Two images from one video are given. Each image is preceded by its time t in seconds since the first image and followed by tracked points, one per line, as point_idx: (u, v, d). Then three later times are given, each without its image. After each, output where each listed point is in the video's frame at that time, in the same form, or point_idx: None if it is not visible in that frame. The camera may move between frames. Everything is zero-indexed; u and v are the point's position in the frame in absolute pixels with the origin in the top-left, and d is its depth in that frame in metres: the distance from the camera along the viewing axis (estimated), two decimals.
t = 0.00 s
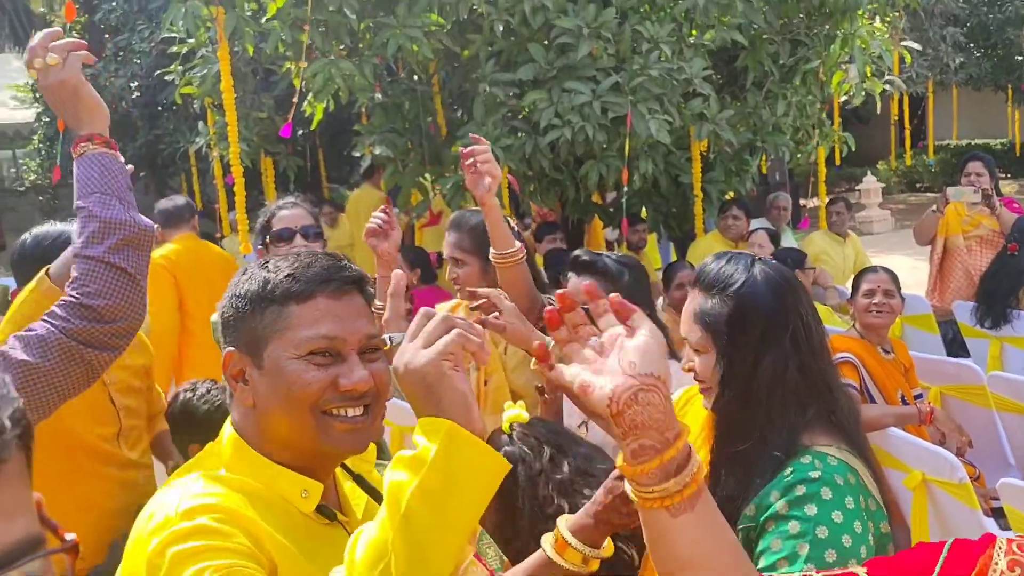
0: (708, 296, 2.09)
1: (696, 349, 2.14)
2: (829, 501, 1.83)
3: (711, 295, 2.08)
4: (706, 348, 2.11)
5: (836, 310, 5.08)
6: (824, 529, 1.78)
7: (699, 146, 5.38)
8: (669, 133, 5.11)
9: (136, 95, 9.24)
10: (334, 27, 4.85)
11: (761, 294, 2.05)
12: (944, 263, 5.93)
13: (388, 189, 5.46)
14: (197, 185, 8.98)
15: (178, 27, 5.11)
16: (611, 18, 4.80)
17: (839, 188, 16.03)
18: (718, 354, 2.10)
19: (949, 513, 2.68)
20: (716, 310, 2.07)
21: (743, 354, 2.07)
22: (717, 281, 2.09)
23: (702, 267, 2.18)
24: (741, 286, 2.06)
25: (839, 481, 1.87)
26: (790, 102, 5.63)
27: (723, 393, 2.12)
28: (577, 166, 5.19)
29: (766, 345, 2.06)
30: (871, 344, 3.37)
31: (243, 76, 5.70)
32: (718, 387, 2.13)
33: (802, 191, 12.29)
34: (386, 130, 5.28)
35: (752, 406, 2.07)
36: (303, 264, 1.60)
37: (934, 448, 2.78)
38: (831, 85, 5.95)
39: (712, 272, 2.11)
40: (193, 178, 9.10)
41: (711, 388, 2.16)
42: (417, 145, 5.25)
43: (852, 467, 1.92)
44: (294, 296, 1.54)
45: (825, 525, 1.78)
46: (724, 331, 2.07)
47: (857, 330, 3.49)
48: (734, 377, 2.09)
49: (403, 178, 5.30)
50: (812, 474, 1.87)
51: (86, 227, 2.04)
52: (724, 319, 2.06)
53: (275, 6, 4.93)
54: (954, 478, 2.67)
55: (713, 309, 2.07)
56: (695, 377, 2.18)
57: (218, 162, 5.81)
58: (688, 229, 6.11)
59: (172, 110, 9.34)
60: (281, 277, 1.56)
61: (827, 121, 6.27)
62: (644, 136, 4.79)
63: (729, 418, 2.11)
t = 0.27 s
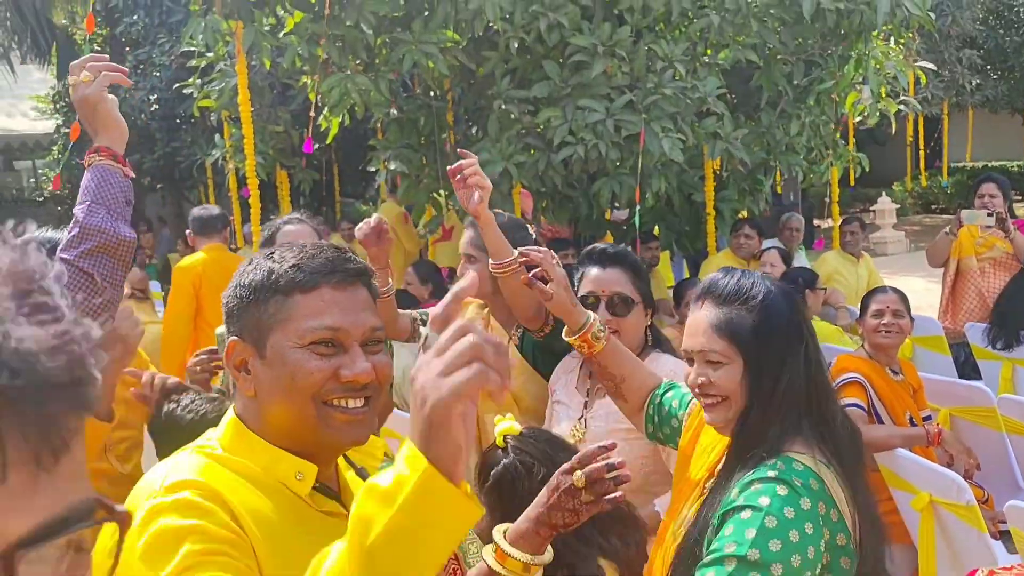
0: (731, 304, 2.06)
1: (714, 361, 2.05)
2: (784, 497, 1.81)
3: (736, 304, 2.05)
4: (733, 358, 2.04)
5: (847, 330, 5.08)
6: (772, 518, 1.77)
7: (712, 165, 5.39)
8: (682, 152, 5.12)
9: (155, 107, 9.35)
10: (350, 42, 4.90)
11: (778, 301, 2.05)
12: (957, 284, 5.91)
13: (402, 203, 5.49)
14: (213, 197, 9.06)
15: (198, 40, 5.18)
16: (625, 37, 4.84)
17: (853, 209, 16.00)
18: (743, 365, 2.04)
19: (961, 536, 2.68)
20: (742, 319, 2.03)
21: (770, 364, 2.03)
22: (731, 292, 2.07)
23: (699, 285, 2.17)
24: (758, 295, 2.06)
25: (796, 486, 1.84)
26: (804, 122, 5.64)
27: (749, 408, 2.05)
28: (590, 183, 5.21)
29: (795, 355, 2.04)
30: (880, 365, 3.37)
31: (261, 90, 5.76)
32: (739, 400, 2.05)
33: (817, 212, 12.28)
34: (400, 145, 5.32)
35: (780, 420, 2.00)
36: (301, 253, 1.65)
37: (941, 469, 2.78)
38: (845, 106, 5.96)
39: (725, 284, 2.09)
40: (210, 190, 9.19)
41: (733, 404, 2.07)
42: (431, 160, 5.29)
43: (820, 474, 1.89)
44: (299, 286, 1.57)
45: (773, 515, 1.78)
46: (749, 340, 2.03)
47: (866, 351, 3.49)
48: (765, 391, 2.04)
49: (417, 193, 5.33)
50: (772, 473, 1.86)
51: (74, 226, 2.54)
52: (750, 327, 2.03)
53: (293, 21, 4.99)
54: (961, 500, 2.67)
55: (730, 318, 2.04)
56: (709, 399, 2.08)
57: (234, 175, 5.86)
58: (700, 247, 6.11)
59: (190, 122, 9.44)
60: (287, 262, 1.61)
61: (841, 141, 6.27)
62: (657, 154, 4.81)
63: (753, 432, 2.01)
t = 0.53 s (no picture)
0: (742, 344, 2.08)
1: (735, 403, 2.04)
2: (783, 533, 1.78)
3: (747, 342, 2.08)
4: (753, 397, 2.04)
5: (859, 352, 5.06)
6: (774, 558, 1.74)
7: (725, 185, 5.40)
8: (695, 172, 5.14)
9: (174, 125, 9.46)
10: (366, 63, 4.96)
11: (776, 345, 2.11)
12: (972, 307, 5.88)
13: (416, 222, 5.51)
14: (230, 214, 9.14)
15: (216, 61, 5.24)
16: (638, 58, 4.87)
17: (871, 228, 15.93)
18: (760, 404, 2.06)
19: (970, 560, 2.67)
20: (753, 356, 2.06)
21: (780, 405, 2.07)
22: (737, 335, 2.09)
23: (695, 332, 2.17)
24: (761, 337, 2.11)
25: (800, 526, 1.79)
26: (818, 143, 5.65)
27: (768, 448, 2.05)
28: (603, 204, 5.24)
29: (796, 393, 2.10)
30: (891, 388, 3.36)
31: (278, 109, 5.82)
32: (760, 440, 2.05)
33: (832, 231, 12.25)
34: (415, 165, 5.36)
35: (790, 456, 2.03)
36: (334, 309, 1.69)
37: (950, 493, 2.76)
38: (859, 127, 5.96)
39: (729, 327, 2.11)
40: (227, 207, 9.27)
41: (757, 444, 2.05)
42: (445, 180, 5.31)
43: (819, 507, 1.86)
44: (338, 341, 1.59)
45: (775, 555, 1.74)
46: (760, 376, 2.06)
47: (877, 373, 3.48)
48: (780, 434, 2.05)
49: (430, 212, 5.36)
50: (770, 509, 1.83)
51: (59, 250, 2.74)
52: (762, 363, 2.06)
53: (310, 42, 5.04)
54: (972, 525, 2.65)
55: (740, 358, 2.07)
56: (729, 441, 2.05)
57: (251, 193, 5.92)
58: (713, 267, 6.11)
59: (209, 140, 9.55)
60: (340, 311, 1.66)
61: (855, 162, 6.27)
62: (670, 174, 4.83)
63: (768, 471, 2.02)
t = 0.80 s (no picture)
0: (747, 330, 2.07)
1: (743, 388, 2.02)
2: (812, 522, 1.77)
3: (752, 328, 2.07)
4: (761, 383, 2.02)
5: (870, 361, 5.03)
6: (811, 551, 1.72)
7: (734, 195, 5.38)
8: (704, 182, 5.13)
9: (186, 138, 9.53)
10: (374, 76, 4.97)
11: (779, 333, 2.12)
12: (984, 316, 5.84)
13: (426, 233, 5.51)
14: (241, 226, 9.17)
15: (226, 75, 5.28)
16: (646, 69, 4.87)
17: (883, 238, 15.85)
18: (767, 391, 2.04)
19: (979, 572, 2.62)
20: (759, 342, 2.05)
21: (785, 391, 2.06)
22: (743, 321, 2.08)
23: (695, 319, 2.15)
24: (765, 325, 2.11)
25: (826, 512, 1.79)
26: (828, 152, 5.63)
27: (774, 436, 2.03)
28: (612, 214, 5.23)
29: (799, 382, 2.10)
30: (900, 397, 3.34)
31: (288, 122, 5.85)
32: (766, 427, 2.03)
33: (844, 241, 12.21)
34: (423, 177, 5.36)
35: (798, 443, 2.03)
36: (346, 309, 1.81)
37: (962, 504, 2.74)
38: (869, 136, 5.95)
39: (735, 313, 2.11)
40: (238, 219, 9.30)
41: (761, 432, 2.03)
42: (454, 191, 5.31)
43: (836, 492, 1.86)
44: (340, 338, 1.69)
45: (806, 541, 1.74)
46: (768, 363, 2.04)
47: (887, 383, 3.46)
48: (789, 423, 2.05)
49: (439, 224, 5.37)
50: (793, 498, 1.81)
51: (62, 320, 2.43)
52: (767, 349, 2.05)
53: (319, 55, 5.06)
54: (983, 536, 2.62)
55: (750, 342, 2.05)
56: (734, 428, 2.02)
57: (262, 206, 5.93)
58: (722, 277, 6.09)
59: (220, 152, 9.60)
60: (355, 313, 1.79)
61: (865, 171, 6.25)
62: (678, 184, 4.81)
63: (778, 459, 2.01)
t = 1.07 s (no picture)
0: (785, 342, 2.12)
1: (781, 400, 2.05)
2: (860, 537, 1.79)
3: (790, 341, 2.12)
4: (799, 395, 2.06)
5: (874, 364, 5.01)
6: (863, 566, 1.74)
7: (737, 197, 5.38)
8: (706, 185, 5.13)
9: (190, 143, 9.57)
10: (377, 79, 4.98)
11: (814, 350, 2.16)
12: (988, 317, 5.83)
13: (429, 237, 5.51)
14: (244, 230, 9.20)
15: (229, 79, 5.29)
16: (648, 72, 4.87)
17: (888, 239, 15.83)
18: (804, 404, 2.07)
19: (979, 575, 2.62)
20: (796, 355, 2.10)
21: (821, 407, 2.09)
22: (779, 334, 2.13)
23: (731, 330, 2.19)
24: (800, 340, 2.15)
25: (872, 529, 1.81)
26: (831, 154, 5.62)
27: (809, 448, 2.05)
28: (614, 217, 5.24)
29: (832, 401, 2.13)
30: (903, 400, 3.33)
31: (291, 126, 5.86)
32: (803, 440, 2.05)
33: (849, 242, 12.21)
34: (426, 180, 5.37)
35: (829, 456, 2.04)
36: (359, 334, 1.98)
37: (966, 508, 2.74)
38: (872, 137, 5.93)
39: (772, 326, 2.15)
40: (242, 223, 9.33)
41: (797, 445, 2.05)
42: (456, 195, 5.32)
43: (875, 508, 1.89)
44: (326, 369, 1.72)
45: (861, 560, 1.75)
46: (804, 376, 2.08)
47: (889, 385, 3.45)
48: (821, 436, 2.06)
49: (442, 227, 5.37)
50: (839, 514, 1.84)
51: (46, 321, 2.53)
52: (804, 362, 2.10)
53: (321, 59, 5.08)
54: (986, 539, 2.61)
55: (788, 355, 2.09)
56: (771, 438, 2.04)
57: (265, 210, 5.94)
58: (726, 279, 6.09)
59: (224, 156, 9.64)
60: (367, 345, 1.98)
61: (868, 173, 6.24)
62: (681, 187, 4.82)
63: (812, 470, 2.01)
